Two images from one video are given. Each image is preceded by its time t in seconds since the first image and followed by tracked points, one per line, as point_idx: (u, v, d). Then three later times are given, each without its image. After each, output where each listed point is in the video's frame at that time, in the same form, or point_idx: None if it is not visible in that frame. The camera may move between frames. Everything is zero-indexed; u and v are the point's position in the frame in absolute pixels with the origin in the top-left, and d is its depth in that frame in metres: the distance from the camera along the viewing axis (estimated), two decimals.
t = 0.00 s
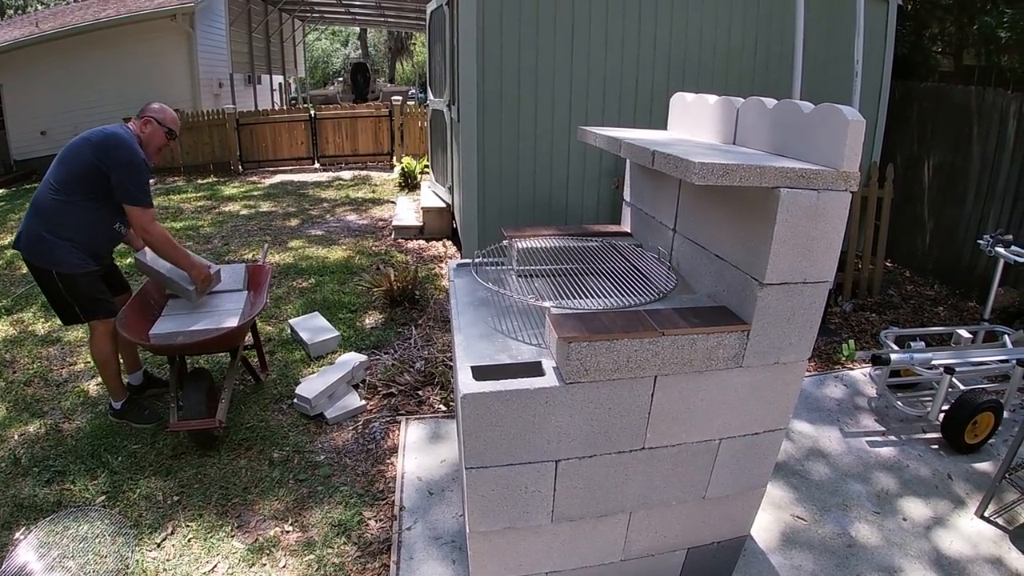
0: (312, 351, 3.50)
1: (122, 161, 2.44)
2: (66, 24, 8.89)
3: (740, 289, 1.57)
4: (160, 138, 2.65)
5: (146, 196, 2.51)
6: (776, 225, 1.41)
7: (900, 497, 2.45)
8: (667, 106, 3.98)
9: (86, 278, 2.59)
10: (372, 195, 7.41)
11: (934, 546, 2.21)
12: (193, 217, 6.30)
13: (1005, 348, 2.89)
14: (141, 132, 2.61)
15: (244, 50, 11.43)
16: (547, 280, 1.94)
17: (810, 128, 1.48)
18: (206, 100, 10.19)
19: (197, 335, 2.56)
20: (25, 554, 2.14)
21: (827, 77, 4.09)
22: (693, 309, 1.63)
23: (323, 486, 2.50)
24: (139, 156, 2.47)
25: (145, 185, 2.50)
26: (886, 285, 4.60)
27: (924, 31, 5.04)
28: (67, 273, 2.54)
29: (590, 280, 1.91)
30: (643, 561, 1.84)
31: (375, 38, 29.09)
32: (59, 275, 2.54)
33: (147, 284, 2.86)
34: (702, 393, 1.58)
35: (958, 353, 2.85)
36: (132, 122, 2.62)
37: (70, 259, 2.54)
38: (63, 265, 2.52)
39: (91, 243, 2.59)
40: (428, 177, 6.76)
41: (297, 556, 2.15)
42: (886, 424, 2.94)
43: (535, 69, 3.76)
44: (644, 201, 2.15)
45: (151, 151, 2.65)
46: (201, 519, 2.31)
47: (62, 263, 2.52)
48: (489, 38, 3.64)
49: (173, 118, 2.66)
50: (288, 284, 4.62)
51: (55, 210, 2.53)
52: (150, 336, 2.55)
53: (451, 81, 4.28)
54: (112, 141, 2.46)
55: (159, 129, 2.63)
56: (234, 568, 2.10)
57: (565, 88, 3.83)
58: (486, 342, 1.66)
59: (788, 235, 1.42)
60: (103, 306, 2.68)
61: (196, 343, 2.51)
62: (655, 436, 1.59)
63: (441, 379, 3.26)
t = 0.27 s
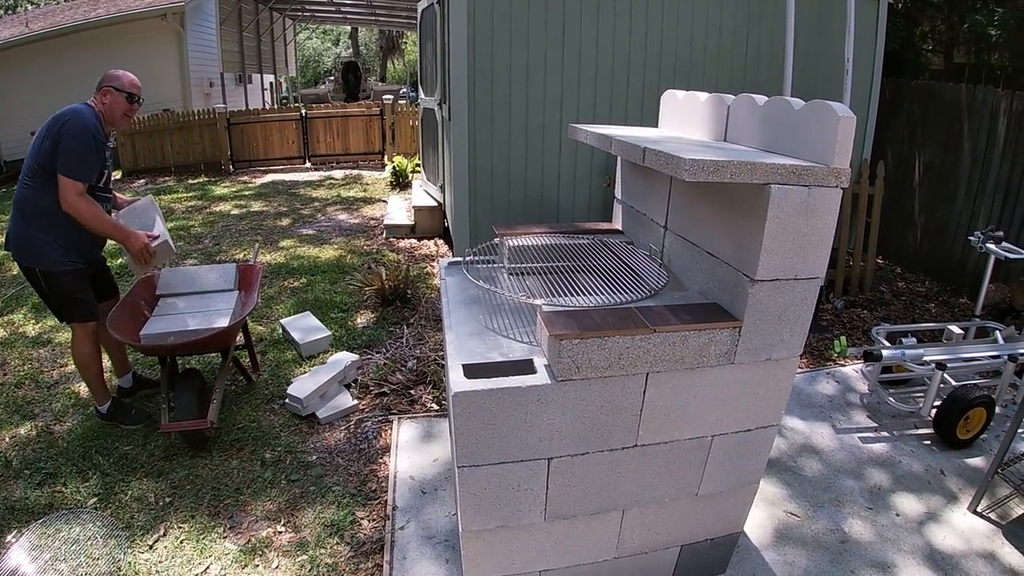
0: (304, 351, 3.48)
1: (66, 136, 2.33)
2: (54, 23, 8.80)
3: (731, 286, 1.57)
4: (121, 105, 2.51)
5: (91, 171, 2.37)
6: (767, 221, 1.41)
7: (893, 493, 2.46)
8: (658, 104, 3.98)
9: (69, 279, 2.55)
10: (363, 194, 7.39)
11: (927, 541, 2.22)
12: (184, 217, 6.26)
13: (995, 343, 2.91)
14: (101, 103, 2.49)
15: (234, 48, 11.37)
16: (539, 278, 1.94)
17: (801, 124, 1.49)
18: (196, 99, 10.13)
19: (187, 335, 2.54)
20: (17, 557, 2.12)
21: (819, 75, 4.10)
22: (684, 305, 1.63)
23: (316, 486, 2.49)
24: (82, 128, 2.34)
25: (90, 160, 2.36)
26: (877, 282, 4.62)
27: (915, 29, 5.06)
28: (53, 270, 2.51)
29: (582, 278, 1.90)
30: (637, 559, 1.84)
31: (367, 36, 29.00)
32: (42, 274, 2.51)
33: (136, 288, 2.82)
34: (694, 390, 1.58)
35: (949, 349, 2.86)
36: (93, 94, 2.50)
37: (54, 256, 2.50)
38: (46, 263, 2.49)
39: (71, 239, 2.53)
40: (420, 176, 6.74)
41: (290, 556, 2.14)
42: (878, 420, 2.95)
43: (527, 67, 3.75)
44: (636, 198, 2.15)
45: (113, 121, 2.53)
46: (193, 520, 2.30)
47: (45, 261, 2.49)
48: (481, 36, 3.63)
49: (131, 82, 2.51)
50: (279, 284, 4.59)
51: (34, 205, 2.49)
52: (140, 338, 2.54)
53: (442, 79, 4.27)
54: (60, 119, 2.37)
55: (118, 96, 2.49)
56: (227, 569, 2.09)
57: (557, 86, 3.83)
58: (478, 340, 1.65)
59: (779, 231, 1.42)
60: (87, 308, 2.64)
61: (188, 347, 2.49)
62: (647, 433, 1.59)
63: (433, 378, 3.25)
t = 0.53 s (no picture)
0: (300, 350, 3.47)
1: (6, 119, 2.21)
2: (49, 22, 8.76)
3: (727, 285, 1.57)
4: (74, 78, 2.33)
5: (26, 149, 2.19)
6: (762, 220, 1.41)
7: (888, 491, 2.47)
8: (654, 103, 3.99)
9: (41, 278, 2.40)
10: (359, 193, 7.38)
11: (923, 539, 2.23)
12: (179, 217, 6.24)
13: (989, 341, 2.92)
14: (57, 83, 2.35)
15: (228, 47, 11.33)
16: (535, 276, 1.94)
17: (796, 123, 1.49)
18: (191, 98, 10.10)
19: (182, 335, 2.53)
20: (14, 557, 2.12)
21: (814, 74, 4.12)
22: (680, 304, 1.63)
23: (313, 485, 2.49)
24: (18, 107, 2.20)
25: (22, 137, 2.18)
26: (872, 281, 4.64)
27: (910, 28, 5.08)
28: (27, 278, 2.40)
29: (578, 276, 1.91)
30: (633, 557, 1.84)
31: (362, 35, 28.98)
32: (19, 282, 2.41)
33: (131, 285, 2.85)
34: (689, 388, 1.58)
35: (944, 347, 2.87)
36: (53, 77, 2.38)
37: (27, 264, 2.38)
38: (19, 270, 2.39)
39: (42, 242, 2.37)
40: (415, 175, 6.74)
41: (287, 556, 2.14)
42: (873, 418, 2.97)
43: (522, 66, 3.75)
44: (631, 197, 2.15)
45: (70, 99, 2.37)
46: (189, 520, 2.29)
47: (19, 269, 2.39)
48: (477, 35, 3.63)
49: (83, 53, 2.33)
50: (275, 283, 4.58)
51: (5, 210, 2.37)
52: (135, 337, 2.54)
53: (437, 78, 4.27)
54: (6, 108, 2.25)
55: (72, 72, 2.32)
56: (224, 569, 2.08)
57: (552, 85, 3.83)
58: (474, 339, 1.65)
59: (775, 230, 1.43)
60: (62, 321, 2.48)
61: (183, 347, 2.48)
62: (643, 432, 1.60)
63: (429, 377, 3.25)
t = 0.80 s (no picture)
0: (299, 350, 3.47)
1: None
2: (48, 22, 8.75)
3: (727, 285, 1.57)
4: (27, 86, 2.16)
5: None
6: (762, 220, 1.41)
7: (887, 490, 2.47)
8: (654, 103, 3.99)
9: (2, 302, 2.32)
10: (358, 193, 7.37)
11: (922, 539, 2.23)
12: (178, 216, 6.24)
13: (989, 341, 2.92)
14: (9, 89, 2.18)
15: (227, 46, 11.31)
16: (535, 276, 1.94)
17: (796, 123, 1.49)
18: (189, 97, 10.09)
19: (181, 335, 2.53)
20: (13, 557, 2.11)
21: (812, 75, 4.12)
22: (680, 303, 1.63)
23: (312, 485, 2.49)
24: None
25: None
26: (871, 281, 4.64)
27: (909, 28, 5.08)
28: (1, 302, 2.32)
29: (578, 276, 1.91)
30: (633, 556, 1.84)
31: (361, 35, 28.96)
32: None
33: (131, 285, 2.86)
34: (689, 388, 1.58)
35: (943, 347, 2.87)
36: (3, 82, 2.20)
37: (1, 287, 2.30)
38: None
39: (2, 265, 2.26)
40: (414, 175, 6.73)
41: (286, 556, 2.14)
42: (872, 417, 2.97)
43: (522, 66, 3.75)
44: (631, 197, 2.15)
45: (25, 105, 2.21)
46: (188, 520, 2.29)
47: None
48: (476, 35, 3.63)
49: (34, 57, 2.14)
50: (274, 283, 4.58)
51: None
52: (134, 336, 2.54)
53: (436, 78, 4.27)
54: None
55: (26, 79, 2.15)
56: (223, 569, 2.08)
57: (552, 85, 3.83)
58: (473, 339, 1.65)
59: (775, 230, 1.43)
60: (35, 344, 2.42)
61: (182, 347, 2.48)
62: (643, 431, 1.60)
63: (429, 377, 3.25)
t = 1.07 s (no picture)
0: (298, 348, 3.47)
1: None
2: (47, 21, 8.74)
3: (727, 284, 1.57)
4: None
5: None
6: (762, 219, 1.41)
7: (887, 490, 2.47)
8: (654, 102, 3.98)
9: None
10: (357, 192, 7.37)
11: (921, 538, 2.23)
12: (177, 215, 6.23)
13: (989, 341, 2.92)
14: None
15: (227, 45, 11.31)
16: (534, 275, 1.93)
17: (797, 122, 1.49)
18: (189, 96, 10.08)
19: (181, 334, 2.52)
20: (13, 556, 2.11)
21: (812, 74, 4.12)
22: (680, 302, 1.63)
23: (311, 484, 2.48)
24: None
25: None
26: (871, 280, 4.64)
27: (909, 27, 5.08)
28: None
29: (577, 275, 1.90)
30: (633, 556, 1.84)
31: (360, 34, 28.94)
32: None
33: (129, 284, 2.85)
34: (689, 387, 1.58)
35: (943, 347, 2.87)
36: None
37: None
38: None
39: None
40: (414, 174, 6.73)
41: (285, 555, 2.13)
42: (872, 417, 2.97)
43: (521, 65, 3.75)
44: (631, 196, 2.15)
45: None
46: (187, 519, 2.29)
47: None
48: (475, 33, 3.63)
49: None
50: (274, 282, 4.57)
51: None
52: (132, 334, 2.54)
53: (436, 76, 4.26)
54: None
55: None
56: (222, 568, 2.08)
57: (551, 84, 3.82)
58: (473, 338, 1.64)
59: (775, 229, 1.43)
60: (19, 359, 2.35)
61: (179, 346, 2.46)
62: (642, 430, 1.59)
63: (428, 376, 3.24)
